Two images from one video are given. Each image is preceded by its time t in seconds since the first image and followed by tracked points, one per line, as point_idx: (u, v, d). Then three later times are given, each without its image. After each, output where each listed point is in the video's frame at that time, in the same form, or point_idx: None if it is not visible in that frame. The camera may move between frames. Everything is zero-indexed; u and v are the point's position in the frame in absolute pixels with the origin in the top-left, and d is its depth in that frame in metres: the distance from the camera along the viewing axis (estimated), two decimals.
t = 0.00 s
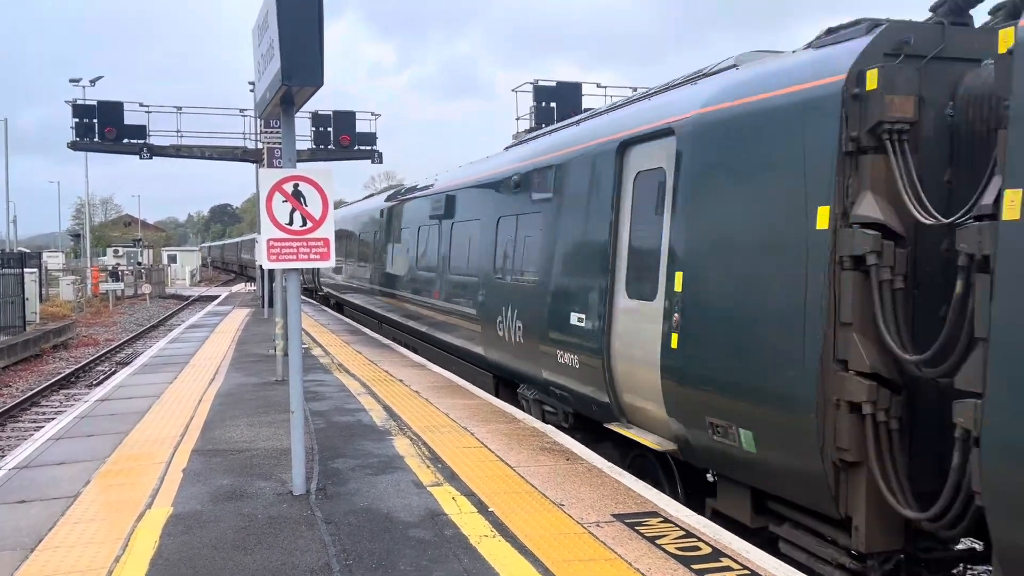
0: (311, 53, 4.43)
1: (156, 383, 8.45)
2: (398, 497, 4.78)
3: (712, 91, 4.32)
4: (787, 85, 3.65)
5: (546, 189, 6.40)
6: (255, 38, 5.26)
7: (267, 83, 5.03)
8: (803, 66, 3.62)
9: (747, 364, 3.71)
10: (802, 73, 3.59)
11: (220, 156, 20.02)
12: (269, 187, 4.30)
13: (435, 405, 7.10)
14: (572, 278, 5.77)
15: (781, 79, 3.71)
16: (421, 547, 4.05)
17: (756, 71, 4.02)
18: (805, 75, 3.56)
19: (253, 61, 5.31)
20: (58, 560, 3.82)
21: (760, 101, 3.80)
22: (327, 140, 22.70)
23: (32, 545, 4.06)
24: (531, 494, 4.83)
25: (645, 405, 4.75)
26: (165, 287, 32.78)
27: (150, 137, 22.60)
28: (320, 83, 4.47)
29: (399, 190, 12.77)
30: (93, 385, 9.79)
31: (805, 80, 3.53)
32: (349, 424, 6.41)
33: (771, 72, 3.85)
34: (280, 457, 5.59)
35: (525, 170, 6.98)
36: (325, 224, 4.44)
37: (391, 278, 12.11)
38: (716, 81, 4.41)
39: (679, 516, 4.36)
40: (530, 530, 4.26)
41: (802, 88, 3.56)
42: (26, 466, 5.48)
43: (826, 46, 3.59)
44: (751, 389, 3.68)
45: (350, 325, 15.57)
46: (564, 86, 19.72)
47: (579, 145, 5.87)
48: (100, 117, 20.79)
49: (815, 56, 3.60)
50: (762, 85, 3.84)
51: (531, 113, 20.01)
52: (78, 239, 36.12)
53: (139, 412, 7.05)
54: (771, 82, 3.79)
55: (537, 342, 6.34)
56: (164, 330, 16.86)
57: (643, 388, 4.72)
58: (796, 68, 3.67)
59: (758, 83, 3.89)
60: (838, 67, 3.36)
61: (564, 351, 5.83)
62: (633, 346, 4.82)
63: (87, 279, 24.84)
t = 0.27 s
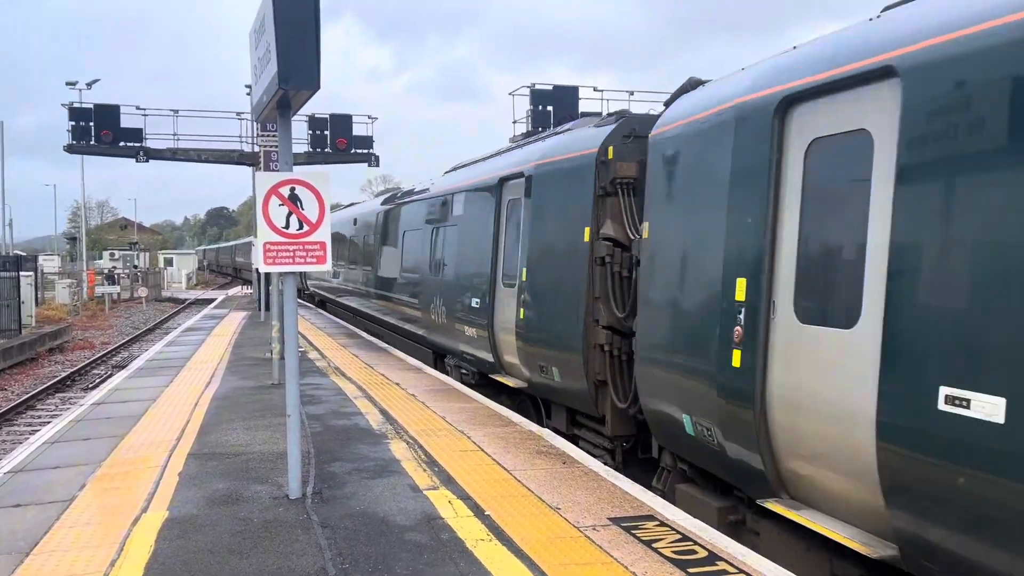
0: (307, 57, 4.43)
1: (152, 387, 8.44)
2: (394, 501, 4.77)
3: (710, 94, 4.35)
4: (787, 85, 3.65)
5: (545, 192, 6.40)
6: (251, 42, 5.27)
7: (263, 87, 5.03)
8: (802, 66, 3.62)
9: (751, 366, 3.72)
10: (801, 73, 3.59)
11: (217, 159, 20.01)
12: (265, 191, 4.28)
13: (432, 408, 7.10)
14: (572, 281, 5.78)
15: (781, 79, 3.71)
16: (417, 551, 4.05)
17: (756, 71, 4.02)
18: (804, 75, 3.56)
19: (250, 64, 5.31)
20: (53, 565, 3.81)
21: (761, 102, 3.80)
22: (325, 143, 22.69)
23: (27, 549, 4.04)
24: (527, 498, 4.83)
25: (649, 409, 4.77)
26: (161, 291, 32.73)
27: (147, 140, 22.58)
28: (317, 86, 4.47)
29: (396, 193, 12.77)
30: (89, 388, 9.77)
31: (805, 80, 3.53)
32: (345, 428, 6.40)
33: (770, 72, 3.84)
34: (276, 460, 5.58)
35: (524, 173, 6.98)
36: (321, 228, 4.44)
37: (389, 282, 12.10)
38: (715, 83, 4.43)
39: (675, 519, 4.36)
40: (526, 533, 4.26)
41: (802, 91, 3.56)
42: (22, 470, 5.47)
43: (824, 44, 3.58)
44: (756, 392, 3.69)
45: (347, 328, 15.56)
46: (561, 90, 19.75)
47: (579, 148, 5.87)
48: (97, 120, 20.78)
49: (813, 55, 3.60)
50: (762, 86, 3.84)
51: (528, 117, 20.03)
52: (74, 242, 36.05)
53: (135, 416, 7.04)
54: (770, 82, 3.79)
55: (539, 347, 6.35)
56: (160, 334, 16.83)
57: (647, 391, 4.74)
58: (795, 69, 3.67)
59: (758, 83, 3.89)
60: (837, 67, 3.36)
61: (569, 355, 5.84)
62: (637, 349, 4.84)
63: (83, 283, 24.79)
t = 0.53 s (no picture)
0: (305, 59, 4.43)
1: (150, 389, 8.42)
2: (391, 504, 4.77)
3: (709, 95, 4.38)
4: (787, 87, 3.70)
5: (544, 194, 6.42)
6: (249, 44, 5.27)
7: (261, 89, 5.03)
8: (802, 69, 3.68)
9: (748, 369, 3.77)
10: (801, 76, 3.64)
11: (214, 161, 19.98)
12: (262, 194, 4.26)
13: (430, 410, 7.10)
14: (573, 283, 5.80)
15: (781, 82, 3.77)
16: (415, 554, 4.04)
17: (756, 75, 4.08)
18: (804, 77, 3.62)
19: (248, 67, 5.31)
20: (50, 568, 3.80)
21: (761, 104, 3.85)
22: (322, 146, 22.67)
23: (24, 553, 4.03)
24: (525, 500, 4.83)
25: (646, 412, 4.82)
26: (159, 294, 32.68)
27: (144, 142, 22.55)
28: (315, 89, 4.47)
29: (394, 196, 12.78)
30: (86, 391, 9.74)
31: (805, 83, 3.59)
32: (343, 430, 6.40)
33: (771, 76, 3.90)
34: (274, 463, 5.58)
35: (523, 175, 7.01)
36: (319, 230, 4.44)
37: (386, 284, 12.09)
38: (714, 85, 4.46)
39: (673, 521, 4.37)
40: (524, 535, 4.26)
41: (803, 93, 3.59)
42: (18, 473, 5.46)
43: (824, 49, 3.65)
44: (754, 394, 3.72)
45: (344, 330, 15.54)
46: (558, 92, 19.76)
47: (578, 150, 5.91)
48: (94, 122, 20.74)
49: (813, 59, 3.66)
50: (763, 89, 3.90)
51: (525, 120, 20.03)
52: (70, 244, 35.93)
53: (132, 419, 7.02)
54: (771, 85, 3.84)
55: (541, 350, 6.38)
56: (157, 336, 16.80)
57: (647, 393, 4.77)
58: (795, 72, 3.72)
59: (758, 86, 3.95)
60: (837, 70, 3.42)
61: (571, 357, 5.87)
62: (634, 353, 4.89)
63: (80, 286, 24.74)
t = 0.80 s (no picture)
0: (304, 61, 4.44)
1: (149, 391, 8.42)
2: (390, 505, 4.77)
3: (707, 97, 4.39)
4: (785, 88, 3.71)
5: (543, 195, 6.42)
6: (249, 45, 5.27)
7: (260, 91, 5.03)
8: (799, 71, 3.69)
9: (744, 371, 3.77)
10: (798, 78, 3.65)
11: (214, 162, 19.98)
12: (261, 195, 4.27)
13: (430, 412, 7.10)
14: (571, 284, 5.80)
15: (779, 83, 3.78)
16: (414, 556, 4.04)
17: (753, 77, 4.09)
18: (802, 78, 3.62)
19: (247, 68, 5.31)
20: (49, 570, 3.80)
21: (759, 105, 3.85)
22: (322, 147, 22.66)
23: (23, 554, 4.03)
24: (524, 501, 4.83)
25: (643, 414, 4.82)
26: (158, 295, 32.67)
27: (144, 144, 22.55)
28: (314, 90, 4.47)
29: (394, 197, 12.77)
30: (85, 392, 9.74)
31: (802, 84, 3.60)
32: (343, 431, 6.40)
33: (769, 77, 3.91)
34: (273, 464, 5.58)
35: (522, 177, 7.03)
36: (318, 231, 4.44)
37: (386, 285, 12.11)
38: (712, 86, 4.48)
39: (672, 523, 4.37)
40: (523, 536, 4.27)
41: (798, 94, 3.60)
42: (17, 474, 5.46)
43: (821, 50, 3.66)
44: (751, 396, 3.72)
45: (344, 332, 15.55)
46: (558, 93, 19.77)
47: (576, 151, 5.91)
48: (94, 124, 20.75)
49: (811, 61, 3.67)
50: (760, 91, 3.91)
51: (525, 121, 20.04)
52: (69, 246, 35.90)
53: (132, 420, 7.02)
54: (768, 86, 3.85)
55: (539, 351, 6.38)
56: (157, 337, 16.80)
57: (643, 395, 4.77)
58: (792, 73, 3.73)
59: (757, 87, 3.95)
60: (834, 71, 3.43)
61: (567, 358, 5.88)
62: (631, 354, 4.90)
63: (80, 287, 24.73)
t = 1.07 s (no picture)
0: (305, 61, 4.44)
1: (150, 391, 8.42)
2: (391, 505, 4.77)
3: (706, 97, 4.40)
4: (784, 90, 3.71)
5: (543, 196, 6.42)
6: (249, 46, 5.28)
7: (261, 91, 5.04)
8: (799, 72, 3.69)
9: (744, 372, 3.76)
10: (798, 79, 3.65)
11: (215, 162, 19.98)
12: (262, 195, 4.27)
13: (430, 412, 7.10)
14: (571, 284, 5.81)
15: (779, 84, 3.78)
16: (415, 556, 4.04)
17: (753, 78, 4.09)
18: (801, 79, 3.62)
19: (248, 69, 5.31)
20: (50, 570, 3.80)
21: (758, 107, 3.85)
22: (322, 147, 22.65)
23: (24, 555, 4.03)
24: (525, 502, 4.83)
25: (641, 415, 4.81)
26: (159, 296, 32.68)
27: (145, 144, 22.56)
28: (315, 91, 4.47)
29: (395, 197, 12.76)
30: (86, 393, 9.74)
31: (801, 85, 3.60)
32: (343, 432, 6.40)
33: (768, 78, 3.91)
34: (274, 465, 5.58)
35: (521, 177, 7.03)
36: (319, 232, 4.44)
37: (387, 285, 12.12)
38: (710, 87, 4.48)
39: (673, 523, 4.37)
40: (524, 537, 4.27)
41: (798, 95, 3.60)
42: (18, 475, 5.46)
43: (821, 52, 3.66)
44: (750, 397, 3.71)
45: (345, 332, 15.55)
46: (558, 94, 19.77)
47: (576, 152, 5.91)
48: (94, 124, 20.76)
49: (810, 62, 3.66)
50: (760, 92, 3.90)
51: (526, 121, 20.03)
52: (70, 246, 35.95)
53: (132, 420, 7.03)
54: (768, 87, 3.84)
55: (538, 352, 6.38)
56: (158, 337, 16.80)
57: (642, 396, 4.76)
58: (792, 75, 3.73)
59: (756, 89, 3.95)
60: (834, 72, 3.43)
61: (565, 359, 5.88)
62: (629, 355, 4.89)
63: (80, 287, 24.74)
